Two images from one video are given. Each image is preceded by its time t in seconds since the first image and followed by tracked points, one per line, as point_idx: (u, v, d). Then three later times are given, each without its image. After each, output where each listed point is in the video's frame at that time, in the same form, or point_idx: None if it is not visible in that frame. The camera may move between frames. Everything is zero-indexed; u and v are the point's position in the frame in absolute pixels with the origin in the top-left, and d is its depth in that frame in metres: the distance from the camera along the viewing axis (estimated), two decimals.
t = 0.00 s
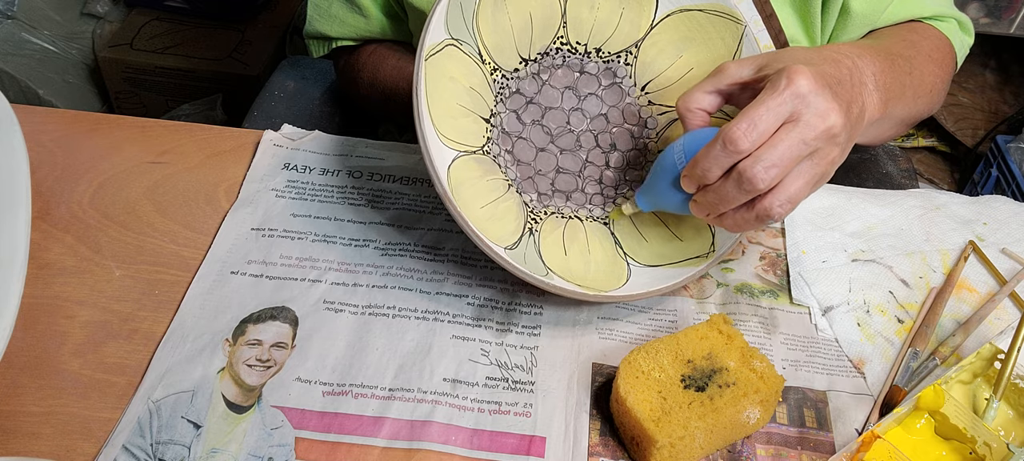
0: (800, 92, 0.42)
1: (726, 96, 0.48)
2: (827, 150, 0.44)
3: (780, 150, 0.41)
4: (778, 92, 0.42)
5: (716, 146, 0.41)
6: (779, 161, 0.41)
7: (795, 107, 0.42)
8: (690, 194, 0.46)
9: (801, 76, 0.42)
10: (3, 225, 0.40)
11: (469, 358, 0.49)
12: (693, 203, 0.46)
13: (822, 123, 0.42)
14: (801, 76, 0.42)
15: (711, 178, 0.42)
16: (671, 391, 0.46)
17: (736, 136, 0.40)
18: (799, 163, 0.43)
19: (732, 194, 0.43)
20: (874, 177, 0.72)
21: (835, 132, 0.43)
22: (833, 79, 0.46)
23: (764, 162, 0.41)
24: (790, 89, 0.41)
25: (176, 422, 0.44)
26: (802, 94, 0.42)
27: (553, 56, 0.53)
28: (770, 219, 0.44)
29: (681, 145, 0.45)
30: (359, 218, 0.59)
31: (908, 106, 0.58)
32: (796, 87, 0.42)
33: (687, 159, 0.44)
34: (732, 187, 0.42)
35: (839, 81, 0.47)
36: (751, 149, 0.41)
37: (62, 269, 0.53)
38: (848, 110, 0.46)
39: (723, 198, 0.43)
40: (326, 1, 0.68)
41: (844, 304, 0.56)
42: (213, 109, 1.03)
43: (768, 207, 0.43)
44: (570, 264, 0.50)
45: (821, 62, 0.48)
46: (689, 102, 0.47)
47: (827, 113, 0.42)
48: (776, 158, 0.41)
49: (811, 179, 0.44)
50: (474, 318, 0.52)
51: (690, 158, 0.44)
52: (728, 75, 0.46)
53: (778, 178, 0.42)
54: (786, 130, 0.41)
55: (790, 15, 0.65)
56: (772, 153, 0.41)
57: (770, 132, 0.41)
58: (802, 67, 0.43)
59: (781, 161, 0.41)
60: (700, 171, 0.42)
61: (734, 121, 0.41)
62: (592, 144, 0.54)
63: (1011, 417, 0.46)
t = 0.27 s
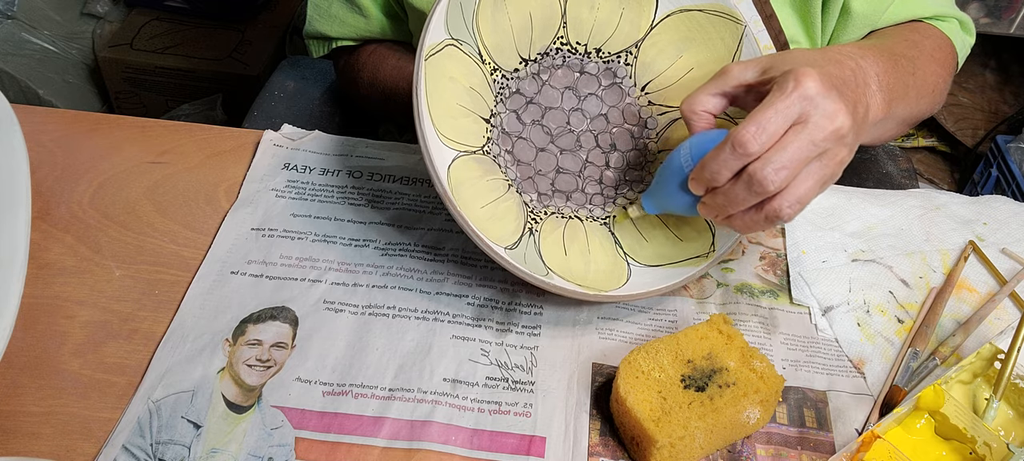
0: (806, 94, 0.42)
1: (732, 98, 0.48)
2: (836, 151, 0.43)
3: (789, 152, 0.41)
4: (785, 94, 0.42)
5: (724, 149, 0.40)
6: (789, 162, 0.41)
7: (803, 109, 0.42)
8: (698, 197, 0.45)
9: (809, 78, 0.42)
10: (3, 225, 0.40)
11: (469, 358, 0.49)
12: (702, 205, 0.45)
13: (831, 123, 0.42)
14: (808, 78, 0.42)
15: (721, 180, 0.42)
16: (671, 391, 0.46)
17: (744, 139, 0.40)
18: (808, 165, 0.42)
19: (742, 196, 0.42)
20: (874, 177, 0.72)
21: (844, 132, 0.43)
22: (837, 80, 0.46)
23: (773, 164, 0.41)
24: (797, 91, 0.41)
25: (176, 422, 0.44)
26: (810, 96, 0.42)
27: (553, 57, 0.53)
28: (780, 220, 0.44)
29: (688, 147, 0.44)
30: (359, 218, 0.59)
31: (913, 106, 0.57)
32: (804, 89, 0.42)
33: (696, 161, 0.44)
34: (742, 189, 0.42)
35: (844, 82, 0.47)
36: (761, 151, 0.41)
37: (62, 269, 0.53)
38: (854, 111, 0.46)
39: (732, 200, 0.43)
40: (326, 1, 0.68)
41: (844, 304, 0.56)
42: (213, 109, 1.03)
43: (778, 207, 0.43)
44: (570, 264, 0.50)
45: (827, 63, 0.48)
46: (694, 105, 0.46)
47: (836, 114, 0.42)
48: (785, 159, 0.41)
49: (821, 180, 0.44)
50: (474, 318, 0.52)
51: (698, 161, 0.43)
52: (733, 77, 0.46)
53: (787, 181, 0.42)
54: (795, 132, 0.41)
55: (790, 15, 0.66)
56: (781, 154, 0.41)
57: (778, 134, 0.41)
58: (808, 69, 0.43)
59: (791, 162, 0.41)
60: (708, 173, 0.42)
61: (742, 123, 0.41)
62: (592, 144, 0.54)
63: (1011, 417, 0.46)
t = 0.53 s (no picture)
0: (782, 91, 0.42)
1: (712, 96, 0.49)
2: (809, 150, 0.44)
3: (761, 149, 0.41)
4: (761, 90, 0.42)
5: (698, 143, 0.41)
6: (760, 159, 0.41)
7: (777, 106, 0.42)
8: (672, 190, 0.46)
9: (785, 75, 0.42)
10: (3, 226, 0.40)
11: (469, 358, 0.49)
12: (676, 199, 0.45)
13: (804, 122, 0.42)
14: (784, 75, 0.42)
15: (694, 175, 0.42)
16: (671, 391, 0.46)
17: (718, 134, 0.40)
18: (779, 162, 0.43)
19: (714, 192, 0.43)
20: (874, 176, 0.72)
21: (818, 131, 0.43)
22: (818, 80, 0.46)
23: (744, 161, 0.41)
24: (772, 88, 0.42)
25: (176, 422, 0.44)
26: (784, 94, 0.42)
27: (553, 57, 0.53)
28: (751, 217, 0.45)
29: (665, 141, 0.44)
30: (359, 218, 0.59)
31: (899, 108, 0.58)
32: (779, 87, 0.42)
33: (671, 155, 0.44)
34: (713, 184, 0.42)
35: (826, 82, 0.47)
36: (733, 147, 0.41)
37: (62, 269, 0.53)
38: (832, 112, 0.46)
39: (704, 195, 0.43)
40: (326, 1, 0.68)
41: (844, 304, 0.56)
42: (213, 109, 1.03)
43: (748, 204, 0.43)
44: (570, 264, 0.50)
45: (807, 62, 0.48)
46: (675, 101, 0.47)
47: (809, 112, 0.43)
48: (757, 156, 0.41)
49: (792, 178, 0.44)
50: (474, 318, 0.52)
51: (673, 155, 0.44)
52: (715, 74, 0.47)
53: (758, 177, 0.42)
54: (767, 129, 0.42)
55: (788, 15, 0.66)
56: (752, 151, 0.41)
57: (752, 131, 0.41)
58: (785, 67, 0.43)
59: (761, 160, 0.41)
60: (682, 168, 0.42)
61: (716, 118, 0.41)
62: (592, 144, 0.54)
63: (1010, 417, 0.46)
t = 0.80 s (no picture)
0: (779, 89, 0.42)
1: (707, 95, 0.49)
2: (804, 149, 0.44)
3: (757, 147, 0.41)
4: (757, 88, 0.42)
5: (694, 140, 0.41)
6: (755, 157, 0.41)
7: (774, 104, 0.42)
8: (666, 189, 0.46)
9: (782, 74, 0.42)
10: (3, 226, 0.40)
11: (469, 358, 0.49)
12: (670, 197, 0.46)
13: (800, 121, 0.42)
14: (781, 73, 0.42)
15: (689, 172, 0.42)
16: (671, 391, 0.46)
17: (714, 131, 0.40)
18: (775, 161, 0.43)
19: (708, 189, 0.43)
20: (874, 176, 0.72)
21: (814, 130, 0.43)
22: (814, 79, 0.46)
23: (740, 159, 0.41)
24: (769, 86, 0.42)
25: (176, 422, 0.44)
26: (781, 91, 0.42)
27: (553, 57, 0.53)
28: (745, 215, 0.45)
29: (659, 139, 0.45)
30: (359, 218, 0.59)
31: (897, 109, 0.58)
32: (776, 85, 0.42)
33: (665, 152, 0.45)
34: (708, 182, 0.42)
35: (822, 81, 0.47)
36: (729, 145, 0.41)
37: (62, 269, 0.53)
38: (828, 112, 0.46)
39: (699, 193, 0.43)
40: (326, 1, 0.68)
41: (844, 304, 0.56)
42: (213, 109, 1.03)
43: (743, 202, 0.43)
44: (570, 264, 0.50)
45: (804, 62, 0.47)
46: (670, 98, 0.47)
47: (806, 111, 0.42)
48: (752, 154, 0.41)
49: (787, 177, 0.44)
50: (474, 318, 0.52)
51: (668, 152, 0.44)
52: (710, 72, 0.47)
53: (754, 175, 0.42)
54: (763, 128, 0.42)
55: (788, 14, 0.66)
56: (748, 149, 0.41)
57: (748, 128, 0.41)
58: (782, 64, 0.43)
59: (756, 157, 0.41)
60: (677, 165, 0.42)
61: (712, 116, 0.41)
62: (592, 144, 0.54)
63: (1011, 417, 0.46)
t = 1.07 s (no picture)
0: (762, 89, 0.42)
1: (695, 95, 0.49)
2: (788, 149, 0.44)
3: (738, 147, 0.41)
4: (740, 88, 0.42)
5: (676, 140, 0.41)
6: (737, 158, 0.41)
7: (756, 105, 0.42)
8: (651, 188, 0.46)
9: (765, 74, 0.42)
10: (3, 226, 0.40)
11: (469, 358, 0.49)
12: (655, 197, 0.45)
13: (783, 121, 0.42)
14: (764, 73, 0.42)
15: (671, 172, 0.42)
16: (671, 391, 0.47)
17: (695, 131, 0.40)
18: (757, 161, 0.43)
19: (690, 189, 0.42)
20: (874, 176, 0.72)
21: (797, 131, 0.43)
22: (802, 79, 0.46)
23: (721, 159, 0.41)
24: (752, 86, 0.42)
25: (176, 422, 0.44)
26: (764, 92, 0.42)
27: (554, 56, 0.53)
28: (728, 216, 0.44)
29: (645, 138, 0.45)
30: (359, 218, 0.59)
31: (892, 110, 0.58)
32: (759, 85, 0.42)
33: (651, 151, 0.44)
34: (690, 182, 0.42)
35: (810, 82, 0.47)
36: (710, 145, 0.41)
37: (62, 269, 0.53)
38: (815, 113, 0.46)
39: (681, 193, 0.43)
40: (326, 1, 0.68)
41: (844, 304, 0.56)
42: (213, 109, 1.03)
43: (725, 203, 0.43)
44: (570, 264, 0.50)
45: (791, 62, 0.47)
46: (659, 97, 0.47)
47: (789, 111, 0.42)
48: (734, 154, 0.41)
49: (770, 179, 0.44)
50: (474, 318, 0.52)
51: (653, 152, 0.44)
52: (699, 72, 0.47)
53: (736, 176, 0.42)
54: (745, 128, 0.41)
55: (787, 14, 0.66)
56: (730, 149, 0.41)
57: (729, 129, 0.41)
58: (767, 65, 0.43)
59: (737, 158, 0.41)
60: (660, 164, 0.42)
61: (694, 115, 0.41)
62: (593, 144, 0.54)
63: (1011, 417, 0.46)
